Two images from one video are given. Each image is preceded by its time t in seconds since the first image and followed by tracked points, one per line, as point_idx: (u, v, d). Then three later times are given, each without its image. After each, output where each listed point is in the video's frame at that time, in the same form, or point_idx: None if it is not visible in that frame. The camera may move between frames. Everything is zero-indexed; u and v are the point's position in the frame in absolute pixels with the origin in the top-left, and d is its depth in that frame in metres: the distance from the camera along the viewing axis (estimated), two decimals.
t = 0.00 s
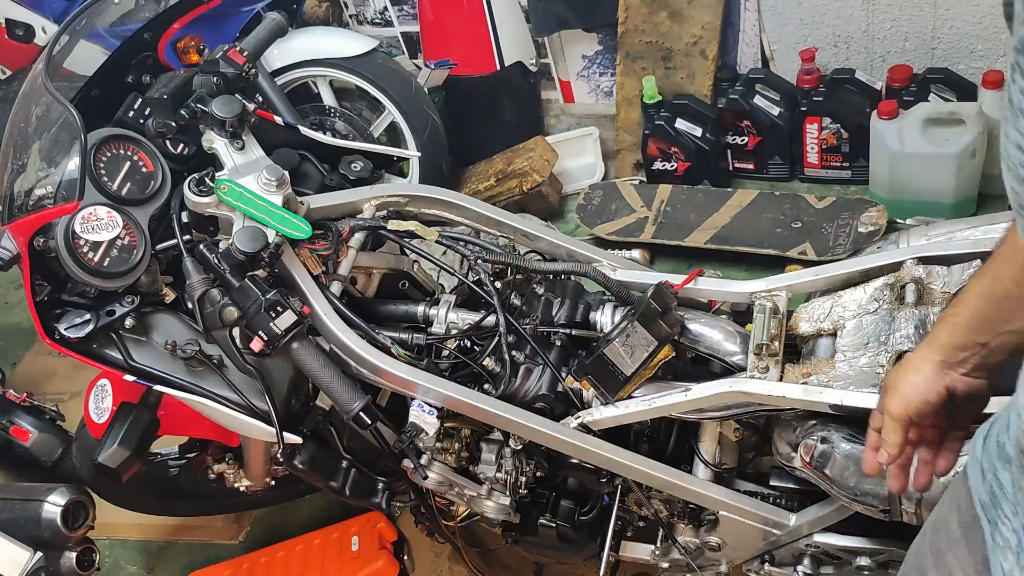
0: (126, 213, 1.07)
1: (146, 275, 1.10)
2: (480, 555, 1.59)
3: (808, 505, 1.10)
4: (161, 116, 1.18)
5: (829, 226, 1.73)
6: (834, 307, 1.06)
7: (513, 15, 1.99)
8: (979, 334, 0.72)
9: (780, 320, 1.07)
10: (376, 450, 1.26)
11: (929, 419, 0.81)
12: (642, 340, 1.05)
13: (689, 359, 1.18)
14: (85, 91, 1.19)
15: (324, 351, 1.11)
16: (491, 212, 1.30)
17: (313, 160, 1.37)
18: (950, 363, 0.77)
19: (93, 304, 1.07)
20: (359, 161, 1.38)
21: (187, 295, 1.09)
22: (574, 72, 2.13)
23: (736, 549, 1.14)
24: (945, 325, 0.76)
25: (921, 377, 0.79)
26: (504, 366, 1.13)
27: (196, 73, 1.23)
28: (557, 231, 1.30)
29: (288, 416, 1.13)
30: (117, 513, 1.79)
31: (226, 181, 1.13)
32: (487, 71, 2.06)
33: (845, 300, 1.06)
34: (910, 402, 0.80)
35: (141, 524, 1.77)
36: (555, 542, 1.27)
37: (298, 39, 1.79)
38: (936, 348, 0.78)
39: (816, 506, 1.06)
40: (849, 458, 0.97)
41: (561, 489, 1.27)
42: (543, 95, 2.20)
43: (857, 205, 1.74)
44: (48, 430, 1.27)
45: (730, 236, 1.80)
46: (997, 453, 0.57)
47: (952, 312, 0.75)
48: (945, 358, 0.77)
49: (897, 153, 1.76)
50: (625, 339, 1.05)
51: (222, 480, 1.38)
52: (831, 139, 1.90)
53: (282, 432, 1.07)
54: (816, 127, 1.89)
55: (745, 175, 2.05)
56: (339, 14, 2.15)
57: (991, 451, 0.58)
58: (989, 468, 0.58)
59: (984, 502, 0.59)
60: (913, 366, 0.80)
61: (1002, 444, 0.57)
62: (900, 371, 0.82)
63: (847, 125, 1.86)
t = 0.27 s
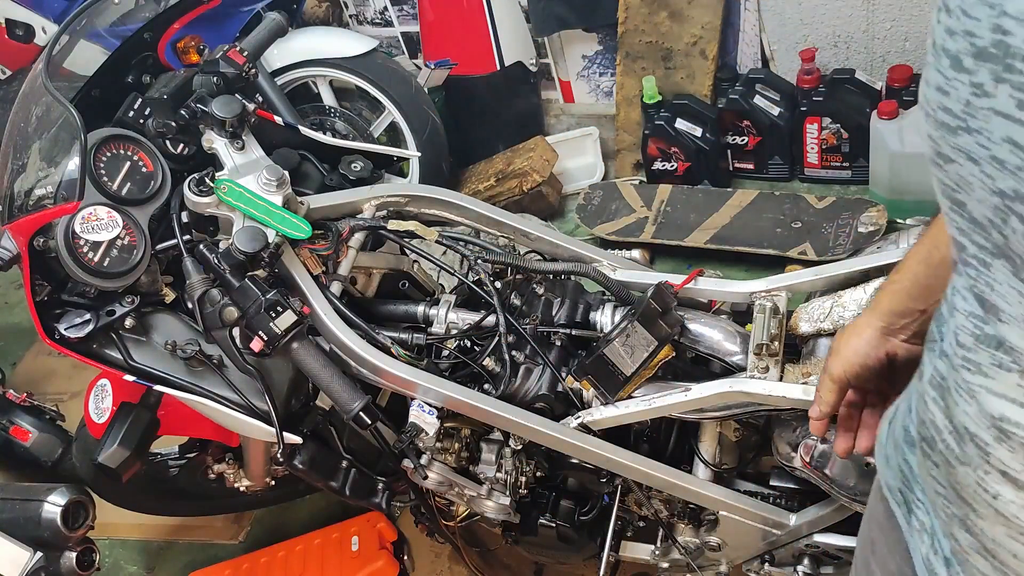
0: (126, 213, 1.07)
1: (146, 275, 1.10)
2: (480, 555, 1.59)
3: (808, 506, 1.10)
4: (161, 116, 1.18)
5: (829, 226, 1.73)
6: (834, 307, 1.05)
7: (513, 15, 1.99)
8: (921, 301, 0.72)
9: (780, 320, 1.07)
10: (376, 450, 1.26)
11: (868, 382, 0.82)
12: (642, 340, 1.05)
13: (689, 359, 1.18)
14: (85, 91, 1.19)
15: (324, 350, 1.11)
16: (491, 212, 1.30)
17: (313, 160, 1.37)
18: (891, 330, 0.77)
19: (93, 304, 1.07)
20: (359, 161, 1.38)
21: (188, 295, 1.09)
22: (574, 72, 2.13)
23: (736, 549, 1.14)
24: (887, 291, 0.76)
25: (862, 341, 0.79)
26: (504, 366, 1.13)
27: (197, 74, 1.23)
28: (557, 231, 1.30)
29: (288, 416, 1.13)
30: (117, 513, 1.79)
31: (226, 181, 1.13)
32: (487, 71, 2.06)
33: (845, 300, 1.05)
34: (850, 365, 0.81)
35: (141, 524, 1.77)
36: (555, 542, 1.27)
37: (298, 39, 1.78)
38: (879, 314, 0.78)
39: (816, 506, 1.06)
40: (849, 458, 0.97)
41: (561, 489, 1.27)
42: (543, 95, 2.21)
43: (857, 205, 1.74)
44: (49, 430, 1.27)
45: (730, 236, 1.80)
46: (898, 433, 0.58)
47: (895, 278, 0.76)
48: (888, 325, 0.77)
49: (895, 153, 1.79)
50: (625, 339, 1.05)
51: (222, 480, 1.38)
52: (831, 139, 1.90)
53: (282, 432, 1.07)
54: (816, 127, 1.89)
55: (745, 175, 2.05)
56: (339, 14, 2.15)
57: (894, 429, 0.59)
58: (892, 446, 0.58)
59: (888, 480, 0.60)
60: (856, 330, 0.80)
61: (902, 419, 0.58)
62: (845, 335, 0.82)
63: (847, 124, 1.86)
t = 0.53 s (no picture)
0: (126, 213, 1.07)
1: (146, 275, 1.10)
2: (480, 555, 1.59)
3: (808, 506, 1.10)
4: (161, 116, 1.18)
5: (829, 226, 1.73)
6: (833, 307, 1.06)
7: (513, 13, 1.99)
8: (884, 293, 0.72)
9: (780, 320, 1.07)
10: (376, 450, 1.26)
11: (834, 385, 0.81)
12: (641, 340, 1.05)
13: (689, 359, 1.18)
14: (85, 91, 1.19)
15: (324, 350, 1.11)
16: (491, 212, 1.30)
17: (313, 160, 1.37)
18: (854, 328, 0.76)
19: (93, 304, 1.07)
20: (359, 161, 1.38)
21: (188, 295, 1.09)
22: (574, 72, 2.15)
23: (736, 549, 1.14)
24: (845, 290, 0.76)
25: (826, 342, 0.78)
26: (504, 366, 1.13)
27: (197, 74, 1.23)
28: (557, 231, 1.30)
29: (288, 416, 1.13)
30: (117, 513, 1.79)
31: (226, 181, 1.12)
32: (487, 70, 2.06)
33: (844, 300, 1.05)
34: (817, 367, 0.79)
35: (141, 525, 1.77)
36: (554, 542, 1.26)
37: (297, 39, 1.78)
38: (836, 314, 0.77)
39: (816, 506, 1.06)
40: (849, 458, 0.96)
41: (561, 489, 1.26)
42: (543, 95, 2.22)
43: (857, 206, 1.74)
44: (49, 430, 1.27)
45: (730, 236, 1.80)
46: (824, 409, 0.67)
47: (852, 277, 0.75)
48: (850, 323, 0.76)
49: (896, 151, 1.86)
50: (625, 339, 1.05)
51: (222, 480, 1.38)
52: (831, 139, 1.90)
53: (282, 432, 1.07)
54: (816, 127, 1.89)
55: (745, 175, 2.05)
56: (339, 14, 2.15)
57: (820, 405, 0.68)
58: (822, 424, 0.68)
59: (828, 463, 0.68)
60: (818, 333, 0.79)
61: (827, 398, 0.66)
62: (808, 339, 0.81)
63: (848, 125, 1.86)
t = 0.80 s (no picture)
0: (126, 213, 1.07)
1: (146, 275, 1.10)
2: (480, 555, 1.59)
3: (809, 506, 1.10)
4: (161, 116, 1.18)
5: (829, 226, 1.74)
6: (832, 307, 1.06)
7: (513, 13, 2.01)
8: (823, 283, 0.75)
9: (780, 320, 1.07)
10: (376, 451, 1.26)
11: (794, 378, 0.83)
12: (641, 340, 1.05)
13: (689, 359, 1.18)
14: (85, 91, 1.19)
15: (324, 350, 1.11)
16: (491, 212, 1.30)
17: (313, 160, 1.36)
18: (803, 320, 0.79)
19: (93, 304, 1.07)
20: (359, 161, 1.38)
21: (188, 295, 1.09)
22: (574, 72, 2.18)
23: (736, 549, 1.14)
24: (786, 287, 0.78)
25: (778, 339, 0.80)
26: (504, 366, 1.13)
27: (197, 74, 1.23)
28: (557, 231, 1.30)
29: (288, 416, 1.13)
30: (117, 513, 1.79)
31: (226, 181, 1.12)
32: (487, 70, 2.06)
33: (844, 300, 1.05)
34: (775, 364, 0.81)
35: (141, 525, 1.77)
36: (554, 542, 1.26)
37: (297, 39, 1.78)
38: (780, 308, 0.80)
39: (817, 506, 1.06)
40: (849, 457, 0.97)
41: (561, 489, 1.26)
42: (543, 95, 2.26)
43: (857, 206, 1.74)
44: (49, 430, 1.27)
45: (730, 236, 1.80)
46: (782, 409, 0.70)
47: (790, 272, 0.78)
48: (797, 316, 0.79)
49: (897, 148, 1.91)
50: (625, 339, 1.05)
51: (221, 479, 1.38)
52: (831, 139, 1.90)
53: (282, 432, 1.07)
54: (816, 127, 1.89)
55: (745, 175, 2.05)
56: (339, 14, 2.15)
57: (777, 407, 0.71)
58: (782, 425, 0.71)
59: (785, 471, 0.73)
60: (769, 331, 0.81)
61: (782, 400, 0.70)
62: (756, 337, 0.83)
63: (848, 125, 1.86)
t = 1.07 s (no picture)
0: (126, 212, 1.07)
1: (146, 275, 1.10)
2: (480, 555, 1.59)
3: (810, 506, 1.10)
4: (161, 116, 1.18)
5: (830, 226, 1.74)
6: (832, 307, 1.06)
7: (513, 14, 2.02)
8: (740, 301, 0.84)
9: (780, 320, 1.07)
10: (376, 451, 1.26)
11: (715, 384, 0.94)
12: (642, 341, 1.05)
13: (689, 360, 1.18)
14: (85, 90, 1.19)
15: (324, 350, 1.11)
16: (491, 212, 1.30)
17: (313, 160, 1.37)
18: (724, 335, 0.88)
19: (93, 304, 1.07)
20: (359, 161, 1.39)
21: (187, 295, 1.09)
22: (574, 72, 2.19)
23: (736, 549, 1.15)
24: (710, 305, 0.87)
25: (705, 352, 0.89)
26: (504, 366, 1.13)
27: (196, 73, 1.24)
28: (556, 231, 1.30)
29: (288, 416, 1.13)
30: (117, 513, 1.79)
31: (226, 181, 1.12)
32: (487, 71, 2.08)
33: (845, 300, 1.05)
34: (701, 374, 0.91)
35: (141, 525, 1.77)
36: (554, 542, 1.26)
37: (297, 39, 1.77)
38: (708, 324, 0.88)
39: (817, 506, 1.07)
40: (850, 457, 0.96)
41: (561, 489, 1.26)
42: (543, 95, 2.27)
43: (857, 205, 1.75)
44: (48, 430, 1.27)
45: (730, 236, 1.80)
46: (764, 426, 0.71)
47: (711, 292, 0.86)
48: (722, 330, 0.87)
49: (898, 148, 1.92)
50: (625, 339, 1.05)
51: (221, 479, 1.38)
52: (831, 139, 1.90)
53: (282, 433, 1.07)
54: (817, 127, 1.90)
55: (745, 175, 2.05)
56: (339, 14, 2.15)
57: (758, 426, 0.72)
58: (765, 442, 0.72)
59: (762, 482, 0.76)
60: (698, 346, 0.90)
61: (764, 418, 0.70)
62: (684, 352, 0.92)
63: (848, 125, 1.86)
